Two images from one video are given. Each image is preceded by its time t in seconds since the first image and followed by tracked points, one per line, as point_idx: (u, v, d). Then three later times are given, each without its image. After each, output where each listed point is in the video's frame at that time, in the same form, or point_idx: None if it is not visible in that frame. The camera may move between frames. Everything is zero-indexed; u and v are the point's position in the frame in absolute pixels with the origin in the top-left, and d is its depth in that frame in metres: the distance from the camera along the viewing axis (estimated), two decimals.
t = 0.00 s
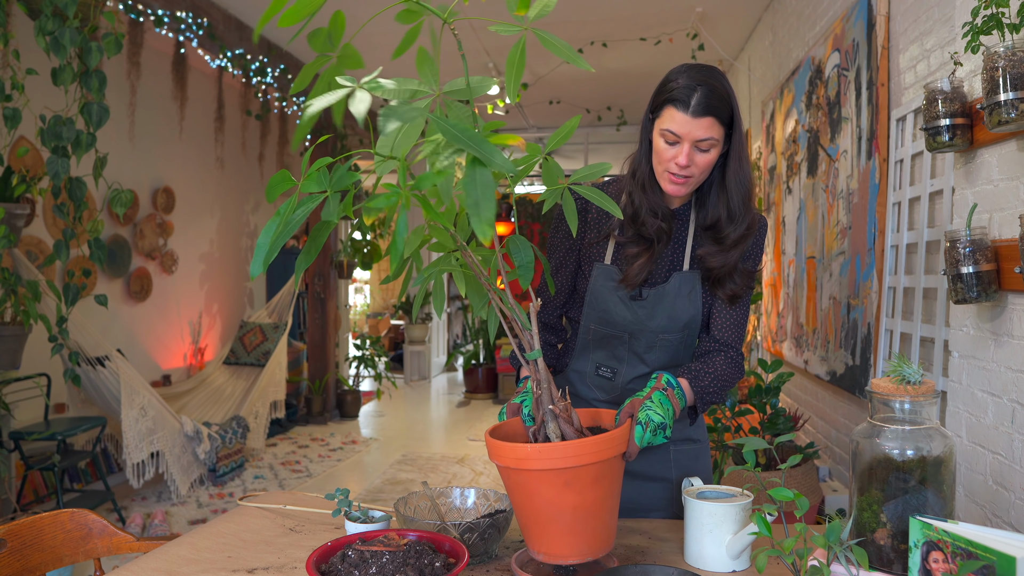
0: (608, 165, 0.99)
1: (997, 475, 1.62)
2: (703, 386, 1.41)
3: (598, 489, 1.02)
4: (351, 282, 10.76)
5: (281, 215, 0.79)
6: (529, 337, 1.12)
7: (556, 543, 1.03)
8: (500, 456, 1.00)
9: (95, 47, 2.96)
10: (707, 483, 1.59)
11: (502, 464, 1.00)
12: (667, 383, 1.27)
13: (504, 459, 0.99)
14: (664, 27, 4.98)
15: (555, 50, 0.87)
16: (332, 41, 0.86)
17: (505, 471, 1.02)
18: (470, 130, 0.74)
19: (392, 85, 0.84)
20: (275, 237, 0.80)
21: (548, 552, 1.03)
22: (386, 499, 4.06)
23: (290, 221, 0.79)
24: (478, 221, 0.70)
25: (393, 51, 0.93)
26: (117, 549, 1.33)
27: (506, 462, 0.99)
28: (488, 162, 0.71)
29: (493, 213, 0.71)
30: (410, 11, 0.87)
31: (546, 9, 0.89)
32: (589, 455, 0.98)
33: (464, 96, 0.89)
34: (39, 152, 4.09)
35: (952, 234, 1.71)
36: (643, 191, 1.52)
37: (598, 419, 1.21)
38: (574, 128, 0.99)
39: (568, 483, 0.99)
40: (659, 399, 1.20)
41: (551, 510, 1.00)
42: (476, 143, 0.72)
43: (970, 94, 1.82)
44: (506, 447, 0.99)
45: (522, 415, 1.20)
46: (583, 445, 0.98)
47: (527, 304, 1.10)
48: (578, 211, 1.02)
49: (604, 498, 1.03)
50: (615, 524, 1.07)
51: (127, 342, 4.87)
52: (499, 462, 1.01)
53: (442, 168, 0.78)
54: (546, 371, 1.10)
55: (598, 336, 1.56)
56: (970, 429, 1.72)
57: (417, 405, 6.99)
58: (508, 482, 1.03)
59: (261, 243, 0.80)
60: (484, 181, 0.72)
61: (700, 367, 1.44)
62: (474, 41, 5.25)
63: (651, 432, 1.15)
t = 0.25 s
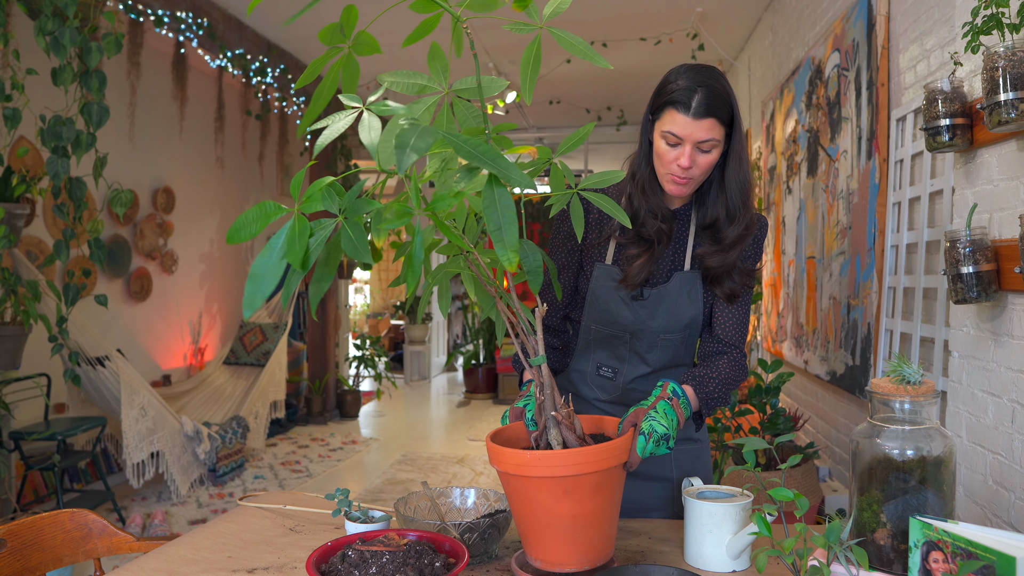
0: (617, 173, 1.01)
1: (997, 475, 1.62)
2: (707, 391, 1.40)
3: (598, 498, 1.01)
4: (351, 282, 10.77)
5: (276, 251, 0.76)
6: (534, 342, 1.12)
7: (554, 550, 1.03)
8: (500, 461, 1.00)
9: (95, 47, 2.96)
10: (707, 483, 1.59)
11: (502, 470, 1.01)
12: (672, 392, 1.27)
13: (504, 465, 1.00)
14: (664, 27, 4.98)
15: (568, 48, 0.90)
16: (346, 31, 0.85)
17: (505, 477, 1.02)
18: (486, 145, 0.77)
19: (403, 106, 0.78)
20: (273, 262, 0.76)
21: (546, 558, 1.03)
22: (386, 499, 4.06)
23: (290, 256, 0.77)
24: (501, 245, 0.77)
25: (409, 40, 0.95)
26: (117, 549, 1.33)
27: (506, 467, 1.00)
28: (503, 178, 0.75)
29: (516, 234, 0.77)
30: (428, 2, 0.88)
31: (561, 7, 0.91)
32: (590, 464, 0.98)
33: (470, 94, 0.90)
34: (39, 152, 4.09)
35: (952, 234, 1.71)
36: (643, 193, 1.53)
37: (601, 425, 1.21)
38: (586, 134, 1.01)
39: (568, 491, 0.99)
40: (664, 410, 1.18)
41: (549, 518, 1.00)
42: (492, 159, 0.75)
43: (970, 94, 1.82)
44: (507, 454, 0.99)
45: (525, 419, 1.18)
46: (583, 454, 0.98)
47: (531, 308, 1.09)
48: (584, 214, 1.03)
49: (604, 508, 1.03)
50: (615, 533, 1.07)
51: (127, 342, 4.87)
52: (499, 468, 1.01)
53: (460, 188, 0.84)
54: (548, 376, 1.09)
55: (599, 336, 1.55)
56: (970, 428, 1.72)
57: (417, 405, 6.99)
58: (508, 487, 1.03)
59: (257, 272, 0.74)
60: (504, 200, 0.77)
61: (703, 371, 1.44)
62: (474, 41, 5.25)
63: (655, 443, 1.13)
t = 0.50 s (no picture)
0: (614, 170, 1.00)
1: (997, 475, 1.62)
2: (707, 390, 1.40)
3: (596, 498, 1.01)
4: (351, 282, 10.77)
5: (267, 228, 0.75)
6: (532, 341, 1.11)
7: (553, 550, 1.03)
8: (498, 462, 1.00)
9: (95, 48, 2.97)
10: (708, 483, 1.59)
11: (500, 470, 1.01)
12: (671, 391, 1.27)
13: (501, 465, 1.00)
14: (664, 27, 4.98)
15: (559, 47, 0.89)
16: (327, 25, 0.80)
17: (503, 477, 1.02)
18: (484, 143, 0.75)
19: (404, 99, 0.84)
20: (262, 243, 0.74)
21: (545, 558, 1.03)
22: (386, 499, 4.06)
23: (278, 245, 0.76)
24: (496, 243, 0.74)
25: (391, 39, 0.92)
26: (117, 548, 1.33)
27: (504, 468, 1.00)
28: (501, 176, 0.72)
29: (510, 234, 0.74)
30: None
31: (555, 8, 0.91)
32: (587, 464, 0.98)
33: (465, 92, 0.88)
34: (39, 152, 4.09)
35: (952, 234, 1.72)
36: (647, 195, 1.52)
37: (600, 425, 1.21)
38: (581, 129, 0.99)
39: (565, 491, 0.99)
40: (663, 410, 1.19)
41: (547, 518, 1.00)
42: (490, 158, 0.73)
43: (970, 94, 1.82)
44: (504, 454, 0.99)
45: (525, 419, 1.18)
46: (580, 454, 0.97)
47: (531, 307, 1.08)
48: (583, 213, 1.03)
49: (602, 508, 1.03)
50: (614, 532, 1.07)
51: (127, 342, 4.87)
52: (497, 468, 1.01)
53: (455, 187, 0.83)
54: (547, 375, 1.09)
55: (599, 336, 1.55)
56: (970, 428, 1.73)
57: (417, 405, 6.99)
58: (507, 487, 1.03)
59: (242, 248, 0.73)
60: (500, 200, 0.74)
61: (703, 371, 1.44)
62: (474, 41, 5.25)
63: (653, 442, 1.13)
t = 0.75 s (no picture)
0: (613, 164, 0.98)
1: (997, 475, 1.63)
2: (705, 387, 1.41)
3: (597, 491, 1.01)
4: (351, 283, 10.77)
5: (264, 242, 0.75)
6: (533, 337, 1.12)
7: (554, 543, 1.02)
8: (499, 455, 1.00)
9: (95, 47, 2.97)
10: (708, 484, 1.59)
11: (502, 463, 1.01)
12: (671, 386, 1.27)
13: (503, 458, 1.00)
14: (664, 27, 4.99)
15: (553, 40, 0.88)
16: (316, 30, 0.82)
17: (505, 470, 1.02)
18: (454, 144, 0.73)
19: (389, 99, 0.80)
20: (259, 258, 0.75)
21: (547, 552, 1.03)
22: (386, 499, 4.06)
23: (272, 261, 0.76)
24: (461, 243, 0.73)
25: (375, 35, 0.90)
26: (117, 549, 1.33)
27: (505, 461, 1.00)
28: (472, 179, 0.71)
29: (475, 233, 0.73)
30: None
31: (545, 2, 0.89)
32: (589, 457, 0.99)
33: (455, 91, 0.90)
34: (39, 152, 4.09)
35: (952, 234, 1.72)
36: (648, 193, 1.52)
37: (600, 419, 1.22)
38: (576, 127, 0.99)
39: (567, 484, 0.99)
40: (663, 402, 1.19)
41: (549, 511, 1.00)
42: (459, 158, 0.71)
43: (970, 94, 1.82)
44: (506, 447, 0.99)
45: (525, 414, 1.19)
46: (583, 447, 0.98)
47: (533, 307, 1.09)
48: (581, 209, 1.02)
49: (603, 502, 1.03)
50: (615, 526, 1.07)
51: (127, 342, 4.87)
52: (499, 461, 1.01)
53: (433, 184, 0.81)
54: (547, 370, 1.10)
55: (599, 337, 1.55)
56: (970, 428, 1.72)
57: (417, 406, 6.99)
58: (508, 481, 1.03)
59: (245, 265, 0.75)
60: (467, 201, 0.74)
61: (703, 369, 1.44)
62: (474, 41, 5.25)
63: (654, 435, 1.14)
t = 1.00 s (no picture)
0: (619, 162, 0.97)
1: (997, 475, 1.62)
2: (705, 384, 1.41)
3: (600, 486, 1.02)
4: (351, 282, 10.78)
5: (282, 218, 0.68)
6: (537, 333, 1.12)
7: (555, 538, 1.03)
8: (502, 450, 1.00)
9: (95, 47, 2.96)
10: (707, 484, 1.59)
11: (504, 459, 1.00)
12: (670, 381, 1.28)
13: (506, 453, 0.99)
14: (664, 27, 4.99)
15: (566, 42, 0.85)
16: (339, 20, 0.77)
17: (507, 465, 1.02)
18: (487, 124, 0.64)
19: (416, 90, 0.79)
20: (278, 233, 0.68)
21: (548, 547, 1.03)
22: (386, 499, 4.06)
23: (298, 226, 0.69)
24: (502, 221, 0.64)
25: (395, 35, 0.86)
26: (117, 548, 1.33)
27: (508, 456, 0.99)
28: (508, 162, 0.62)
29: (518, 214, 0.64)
30: None
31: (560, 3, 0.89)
32: (593, 453, 0.98)
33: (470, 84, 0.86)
34: (39, 152, 4.09)
35: (952, 234, 1.71)
36: (643, 190, 1.53)
37: (602, 417, 1.21)
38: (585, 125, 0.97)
39: (570, 480, 0.99)
40: (664, 398, 1.21)
41: (552, 507, 1.01)
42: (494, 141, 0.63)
43: (970, 94, 1.82)
44: (509, 442, 0.99)
45: (525, 410, 1.20)
46: (586, 443, 0.98)
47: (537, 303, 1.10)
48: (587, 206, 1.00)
49: (605, 497, 1.03)
50: (616, 521, 1.07)
51: (127, 342, 4.87)
52: (501, 457, 1.01)
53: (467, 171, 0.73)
54: (550, 365, 1.10)
55: (598, 337, 1.56)
56: (970, 428, 1.73)
57: (417, 405, 6.99)
58: (510, 476, 1.03)
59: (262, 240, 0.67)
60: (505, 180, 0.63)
61: (702, 367, 1.45)
62: (474, 41, 5.25)
63: (656, 431, 1.15)
